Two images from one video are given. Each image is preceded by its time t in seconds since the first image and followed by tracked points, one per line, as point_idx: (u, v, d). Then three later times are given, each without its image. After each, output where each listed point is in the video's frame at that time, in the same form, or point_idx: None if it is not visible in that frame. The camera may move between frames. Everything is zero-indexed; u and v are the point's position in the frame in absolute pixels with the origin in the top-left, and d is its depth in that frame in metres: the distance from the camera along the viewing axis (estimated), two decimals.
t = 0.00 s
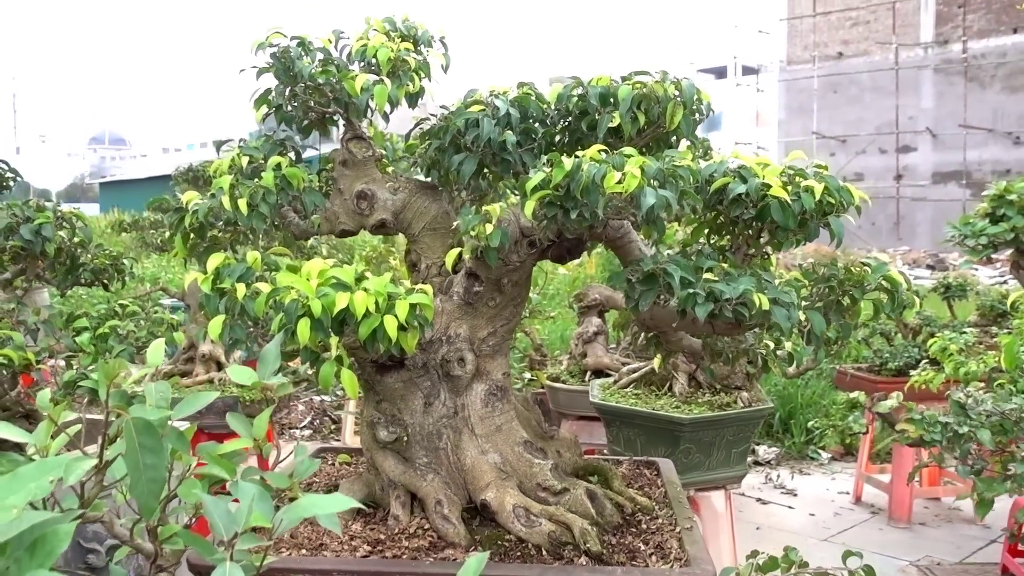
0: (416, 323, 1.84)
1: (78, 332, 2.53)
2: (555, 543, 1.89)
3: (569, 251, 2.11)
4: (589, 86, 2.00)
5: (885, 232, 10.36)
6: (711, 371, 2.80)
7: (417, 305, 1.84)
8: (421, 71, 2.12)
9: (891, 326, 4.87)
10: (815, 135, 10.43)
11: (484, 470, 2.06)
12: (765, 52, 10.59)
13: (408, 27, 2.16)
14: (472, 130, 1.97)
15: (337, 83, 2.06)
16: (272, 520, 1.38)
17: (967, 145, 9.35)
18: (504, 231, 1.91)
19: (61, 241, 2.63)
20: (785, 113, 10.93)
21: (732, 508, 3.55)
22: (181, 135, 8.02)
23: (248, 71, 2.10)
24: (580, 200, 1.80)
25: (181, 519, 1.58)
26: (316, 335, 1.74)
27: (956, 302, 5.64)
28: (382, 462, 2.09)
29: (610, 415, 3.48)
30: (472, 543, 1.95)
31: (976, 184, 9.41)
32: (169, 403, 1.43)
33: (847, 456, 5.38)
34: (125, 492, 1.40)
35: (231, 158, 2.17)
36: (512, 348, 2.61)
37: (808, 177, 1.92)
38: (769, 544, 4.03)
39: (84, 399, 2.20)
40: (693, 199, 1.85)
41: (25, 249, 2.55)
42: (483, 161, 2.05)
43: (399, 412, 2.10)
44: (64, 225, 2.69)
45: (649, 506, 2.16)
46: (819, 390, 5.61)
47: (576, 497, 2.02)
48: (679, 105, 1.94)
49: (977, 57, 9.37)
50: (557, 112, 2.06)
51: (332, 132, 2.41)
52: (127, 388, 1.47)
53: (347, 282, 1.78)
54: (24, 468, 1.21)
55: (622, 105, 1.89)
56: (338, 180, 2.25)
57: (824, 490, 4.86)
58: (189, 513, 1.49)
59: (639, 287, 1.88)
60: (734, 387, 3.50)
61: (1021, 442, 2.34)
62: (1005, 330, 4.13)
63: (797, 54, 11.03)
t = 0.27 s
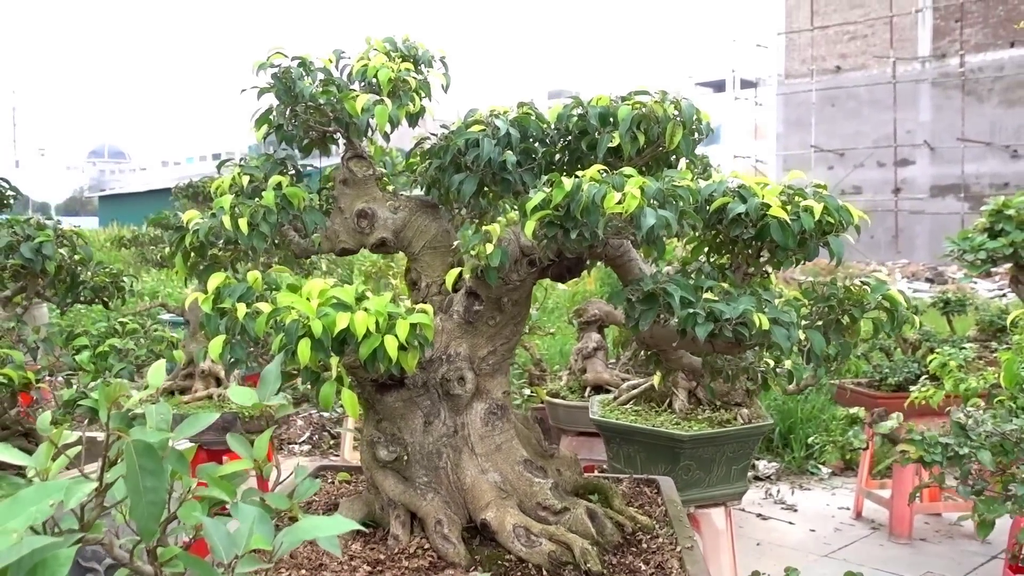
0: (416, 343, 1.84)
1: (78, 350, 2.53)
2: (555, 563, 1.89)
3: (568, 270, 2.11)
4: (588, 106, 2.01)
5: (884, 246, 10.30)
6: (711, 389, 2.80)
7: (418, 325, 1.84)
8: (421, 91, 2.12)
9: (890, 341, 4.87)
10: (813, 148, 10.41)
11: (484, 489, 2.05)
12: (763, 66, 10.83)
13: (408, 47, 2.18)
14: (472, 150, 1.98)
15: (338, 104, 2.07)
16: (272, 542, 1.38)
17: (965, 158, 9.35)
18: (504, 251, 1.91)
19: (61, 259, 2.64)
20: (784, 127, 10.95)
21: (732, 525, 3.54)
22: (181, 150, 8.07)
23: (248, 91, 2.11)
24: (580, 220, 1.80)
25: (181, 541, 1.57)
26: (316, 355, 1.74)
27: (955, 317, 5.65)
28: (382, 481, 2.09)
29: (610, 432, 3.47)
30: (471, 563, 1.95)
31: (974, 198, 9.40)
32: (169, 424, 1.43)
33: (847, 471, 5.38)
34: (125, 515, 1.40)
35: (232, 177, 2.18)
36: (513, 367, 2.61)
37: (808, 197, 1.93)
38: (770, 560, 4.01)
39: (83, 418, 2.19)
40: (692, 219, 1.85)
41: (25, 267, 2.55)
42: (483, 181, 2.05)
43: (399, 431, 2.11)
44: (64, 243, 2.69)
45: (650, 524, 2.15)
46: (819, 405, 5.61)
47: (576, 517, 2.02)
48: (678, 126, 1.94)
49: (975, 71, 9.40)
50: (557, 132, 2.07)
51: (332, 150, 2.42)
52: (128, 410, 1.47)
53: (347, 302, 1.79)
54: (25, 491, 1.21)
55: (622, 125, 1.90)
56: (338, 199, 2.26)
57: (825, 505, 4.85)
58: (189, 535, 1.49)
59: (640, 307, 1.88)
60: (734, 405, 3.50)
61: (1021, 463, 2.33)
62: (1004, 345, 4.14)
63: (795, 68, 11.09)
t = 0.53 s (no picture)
0: (414, 362, 1.84)
1: (75, 369, 2.52)
2: None
3: (566, 289, 2.11)
4: (586, 125, 2.01)
5: (882, 261, 10.26)
6: (710, 408, 2.79)
7: (415, 344, 1.84)
8: (419, 110, 2.13)
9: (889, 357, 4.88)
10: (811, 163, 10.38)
11: (482, 508, 2.05)
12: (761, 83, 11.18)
13: (406, 67, 2.19)
14: (470, 170, 1.98)
15: (336, 123, 2.08)
16: (269, 564, 1.37)
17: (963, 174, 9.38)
18: (502, 270, 1.92)
19: (59, 277, 2.64)
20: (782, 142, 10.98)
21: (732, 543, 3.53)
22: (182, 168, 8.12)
23: (247, 111, 2.12)
24: (577, 239, 1.80)
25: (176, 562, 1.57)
26: (314, 375, 1.73)
27: (954, 334, 5.66)
28: (380, 501, 2.09)
29: (608, 449, 3.46)
30: None
31: (972, 214, 9.43)
32: (166, 446, 1.43)
33: (847, 488, 5.37)
34: (121, 536, 1.39)
35: (230, 196, 2.18)
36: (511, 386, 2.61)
37: (805, 216, 1.93)
38: None
39: (80, 437, 2.19)
40: (690, 239, 1.85)
41: (23, 286, 2.55)
42: (481, 201, 2.05)
43: (397, 450, 2.10)
44: (62, 261, 2.69)
45: (648, 544, 2.15)
46: (818, 421, 5.60)
47: (574, 536, 2.02)
48: (675, 145, 1.95)
49: (972, 87, 9.44)
50: (555, 151, 2.07)
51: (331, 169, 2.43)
52: (124, 432, 1.46)
53: (345, 321, 1.78)
54: (20, 514, 1.22)
55: (619, 145, 1.91)
56: (336, 218, 2.26)
57: (825, 523, 4.83)
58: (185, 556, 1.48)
59: (637, 327, 1.88)
60: (733, 422, 3.50)
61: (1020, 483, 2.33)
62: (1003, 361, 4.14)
63: (793, 85, 11.16)
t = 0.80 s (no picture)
0: (415, 371, 1.84)
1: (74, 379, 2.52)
2: None
3: (566, 297, 2.11)
4: (586, 134, 2.02)
5: (881, 271, 10.31)
6: (711, 417, 2.79)
7: (416, 352, 1.84)
8: (420, 120, 2.13)
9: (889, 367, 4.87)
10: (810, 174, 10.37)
11: (483, 518, 2.04)
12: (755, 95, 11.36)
13: (407, 76, 2.19)
14: (471, 179, 1.98)
15: (336, 132, 2.08)
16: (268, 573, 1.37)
17: (962, 185, 9.38)
18: (502, 279, 1.91)
19: (59, 287, 2.63)
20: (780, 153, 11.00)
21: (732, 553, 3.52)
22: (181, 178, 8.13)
23: (247, 120, 2.12)
24: (578, 248, 1.80)
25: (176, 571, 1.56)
26: (314, 383, 1.73)
27: (954, 344, 5.66)
28: (380, 510, 2.08)
29: (608, 459, 3.45)
30: None
31: (971, 224, 9.43)
32: (166, 454, 1.42)
33: (847, 498, 5.36)
34: (120, 546, 1.39)
35: (230, 205, 2.18)
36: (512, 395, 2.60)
37: (806, 225, 1.93)
38: None
39: (79, 447, 2.18)
40: (690, 248, 1.85)
41: (23, 295, 2.55)
42: (482, 210, 2.05)
43: (397, 459, 2.09)
44: (62, 271, 2.69)
45: (649, 554, 2.14)
46: (818, 431, 5.59)
47: (575, 546, 2.01)
48: (675, 154, 1.95)
49: (970, 98, 9.47)
50: (555, 160, 2.07)
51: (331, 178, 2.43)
52: (124, 441, 1.46)
53: (345, 330, 1.78)
54: (19, 523, 1.21)
55: (619, 154, 1.91)
56: (337, 227, 2.26)
57: (825, 533, 4.82)
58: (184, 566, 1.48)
59: (638, 335, 1.88)
60: (733, 432, 3.49)
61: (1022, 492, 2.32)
62: (1003, 372, 4.13)
63: (792, 96, 11.20)
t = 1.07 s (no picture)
0: (418, 378, 1.83)
1: (76, 385, 2.51)
2: None
3: (570, 303, 2.11)
4: (589, 140, 2.02)
5: (881, 277, 10.31)
6: (713, 423, 2.78)
7: (419, 359, 1.83)
8: (423, 126, 2.14)
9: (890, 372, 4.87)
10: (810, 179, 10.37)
11: (486, 525, 2.03)
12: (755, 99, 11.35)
13: (410, 82, 2.19)
14: (474, 185, 1.98)
15: (339, 139, 2.08)
16: None
17: (961, 190, 9.37)
18: (506, 285, 1.91)
19: (60, 292, 2.63)
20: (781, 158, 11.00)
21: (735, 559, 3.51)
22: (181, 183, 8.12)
23: (250, 126, 2.12)
24: (582, 254, 1.80)
25: None
26: (318, 390, 1.73)
27: (955, 349, 5.66)
28: (382, 517, 2.07)
29: (610, 465, 3.44)
30: None
31: (971, 230, 9.41)
32: (169, 462, 1.42)
33: (849, 504, 5.35)
34: (123, 553, 1.38)
35: (233, 211, 2.18)
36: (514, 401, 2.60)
37: (810, 231, 1.93)
38: None
39: (81, 454, 2.17)
40: (695, 254, 1.85)
41: (25, 301, 2.54)
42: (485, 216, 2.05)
43: (400, 466, 2.08)
44: (63, 277, 2.68)
45: (652, 561, 2.13)
46: (820, 437, 5.58)
47: (579, 553, 2.01)
48: (679, 160, 1.95)
49: (969, 104, 9.47)
50: (558, 165, 2.07)
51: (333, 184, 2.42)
52: (127, 448, 1.45)
53: (348, 337, 1.78)
54: (22, 531, 1.21)
55: (623, 159, 1.91)
56: (339, 233, 2.26)
57: (827, 539, 4.81)
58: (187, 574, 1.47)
59: (642, 342, 1.88)
60: (735, 438, 3.48)
61: None
62: (1005, 378, 4.12)
63: (791, 101, 11.21)
